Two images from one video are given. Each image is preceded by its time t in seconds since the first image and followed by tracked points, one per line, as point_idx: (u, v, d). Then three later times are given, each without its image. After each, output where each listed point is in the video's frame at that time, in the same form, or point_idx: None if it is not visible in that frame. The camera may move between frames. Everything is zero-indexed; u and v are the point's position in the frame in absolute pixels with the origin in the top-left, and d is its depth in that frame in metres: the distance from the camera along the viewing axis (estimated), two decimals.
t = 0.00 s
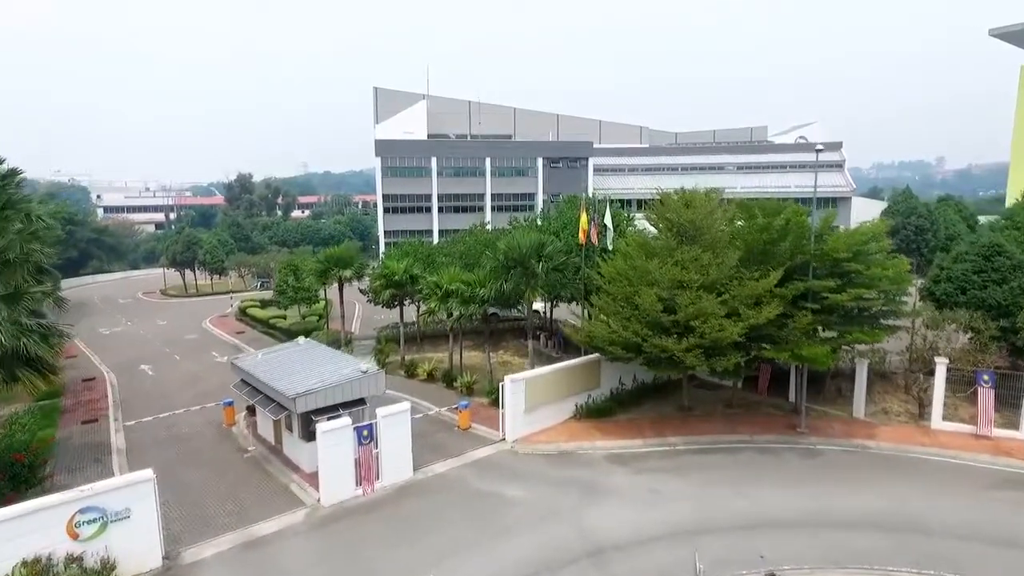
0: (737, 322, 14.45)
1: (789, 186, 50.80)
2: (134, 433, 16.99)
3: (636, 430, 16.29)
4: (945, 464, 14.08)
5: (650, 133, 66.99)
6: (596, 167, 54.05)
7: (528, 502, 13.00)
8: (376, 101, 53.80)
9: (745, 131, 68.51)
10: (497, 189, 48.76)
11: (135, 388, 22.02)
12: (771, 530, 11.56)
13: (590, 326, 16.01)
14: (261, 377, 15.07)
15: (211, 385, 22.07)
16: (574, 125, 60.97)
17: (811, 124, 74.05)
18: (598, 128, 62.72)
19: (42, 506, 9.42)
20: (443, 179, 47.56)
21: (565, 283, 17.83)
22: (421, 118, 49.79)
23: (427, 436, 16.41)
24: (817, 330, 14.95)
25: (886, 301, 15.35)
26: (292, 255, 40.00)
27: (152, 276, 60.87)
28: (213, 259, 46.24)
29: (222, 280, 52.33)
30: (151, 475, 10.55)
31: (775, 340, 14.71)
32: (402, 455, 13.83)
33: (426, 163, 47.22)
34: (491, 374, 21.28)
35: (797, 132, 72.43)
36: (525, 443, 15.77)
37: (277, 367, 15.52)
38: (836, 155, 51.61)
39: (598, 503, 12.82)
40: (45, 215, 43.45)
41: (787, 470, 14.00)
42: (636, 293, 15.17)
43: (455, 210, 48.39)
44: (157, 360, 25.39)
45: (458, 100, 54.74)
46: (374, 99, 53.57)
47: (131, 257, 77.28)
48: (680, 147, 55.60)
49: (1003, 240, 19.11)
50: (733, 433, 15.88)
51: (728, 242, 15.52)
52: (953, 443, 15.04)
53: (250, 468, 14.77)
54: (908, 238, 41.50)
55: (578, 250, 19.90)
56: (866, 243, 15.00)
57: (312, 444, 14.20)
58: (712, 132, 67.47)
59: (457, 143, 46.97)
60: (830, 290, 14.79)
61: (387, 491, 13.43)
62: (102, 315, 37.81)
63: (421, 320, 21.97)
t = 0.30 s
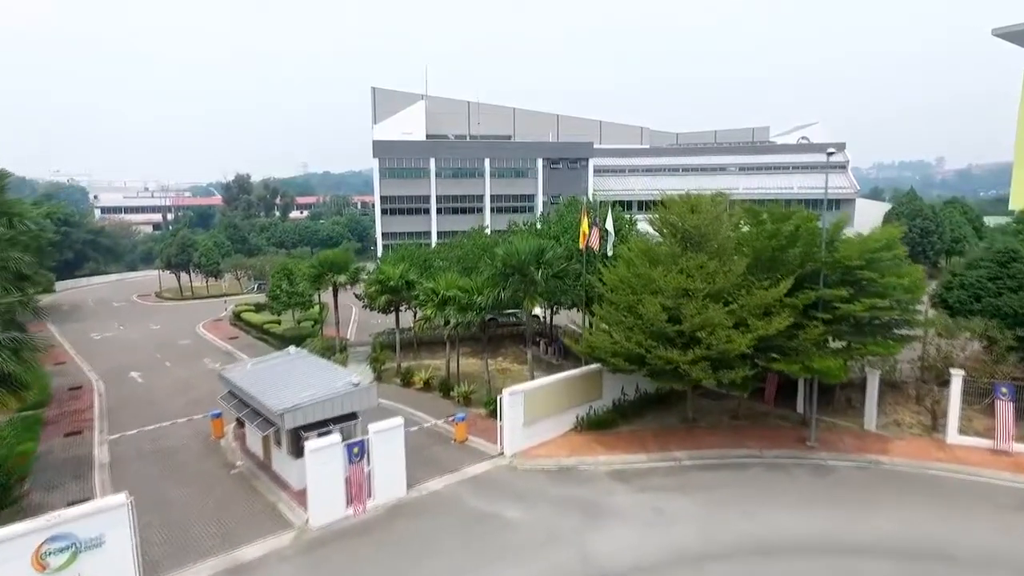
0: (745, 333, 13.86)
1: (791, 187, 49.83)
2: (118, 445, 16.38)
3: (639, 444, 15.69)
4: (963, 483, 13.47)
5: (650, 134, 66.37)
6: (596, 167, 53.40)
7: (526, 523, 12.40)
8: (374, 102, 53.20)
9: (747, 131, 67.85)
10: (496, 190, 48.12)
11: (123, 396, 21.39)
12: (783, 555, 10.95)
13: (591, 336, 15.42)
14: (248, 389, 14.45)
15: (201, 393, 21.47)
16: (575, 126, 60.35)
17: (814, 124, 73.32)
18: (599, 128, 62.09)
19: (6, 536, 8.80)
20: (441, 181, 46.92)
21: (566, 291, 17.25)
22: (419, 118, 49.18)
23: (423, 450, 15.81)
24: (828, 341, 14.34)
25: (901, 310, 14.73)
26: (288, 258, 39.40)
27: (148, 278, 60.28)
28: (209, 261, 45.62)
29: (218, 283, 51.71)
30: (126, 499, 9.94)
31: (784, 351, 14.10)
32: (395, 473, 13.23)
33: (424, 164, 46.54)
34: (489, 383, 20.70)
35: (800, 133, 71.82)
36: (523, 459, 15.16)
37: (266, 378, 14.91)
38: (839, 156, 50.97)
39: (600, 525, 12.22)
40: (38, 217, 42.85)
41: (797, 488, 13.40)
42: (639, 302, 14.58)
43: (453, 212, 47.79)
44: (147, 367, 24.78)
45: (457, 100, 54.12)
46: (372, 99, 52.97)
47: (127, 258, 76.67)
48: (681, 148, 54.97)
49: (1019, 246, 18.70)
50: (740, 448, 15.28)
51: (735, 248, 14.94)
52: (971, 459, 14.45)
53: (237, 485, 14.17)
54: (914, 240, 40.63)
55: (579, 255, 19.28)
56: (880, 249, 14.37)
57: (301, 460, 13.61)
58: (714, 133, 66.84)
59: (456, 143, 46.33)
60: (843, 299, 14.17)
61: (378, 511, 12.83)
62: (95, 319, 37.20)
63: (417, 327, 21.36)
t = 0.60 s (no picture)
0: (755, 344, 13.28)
1: (794, 187, 49.20)
2: (103, 458, 15.80)
3: (642, 457, 15.12)
4: (982, 500, 12.90)
5: (651, 134, 65.78)
6: (597, 168, 52.81)
7: (525, 542, 11.85)
8: (372, 102, 52.62)
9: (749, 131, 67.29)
10: (495, 191, 47.55)
11: (112, 404, 20.81)
12: None
13: (594, 345, 14.85)
14: (235, 401, 13.84)
15: (191, 401, 20.91)
16: (575, 126, 59.80)
17: (816, 125, 72.72)
18: (600, 128, 61.52)
19: None
20: (440, 182, 46.32)
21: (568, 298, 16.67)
22: (418, 118, 48.62)
23: (418, 463, 15.24)
24: (840, 351, 13.78)
25: (916, 319, 14.14)
26: (285, 260, 38.85)
27: (143, 279, 59.61)
28: (204, 263, 45.02)
29: (214, 285, 51.12)
30: (100, 524, 9.38)
31: (795, 362, 13.53)
32: (388, 490, 12.64)
33: (423, 164, 45.92)
34: (487, 391, 20.15)
35: (802, 132, 71.23)
36: (522, 473, 14.59)
37: (255, 389, 14.33)
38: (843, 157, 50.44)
39: (603, 545, 11.66)
40: (31, 219, 42.24)
41: (809, 505, 12.84)
42: (643, 311, 14.02)
43: (452, 213, 47.22)
44: (137, 374, 24.22)
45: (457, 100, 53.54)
46: (370, 99, 52.40)
47: (124, 259, 76.14)
48: (683, 148, 54.40)
49: None
50: (747, 462, 14.71)
51: (742, 254, 14.38)
52: (988, 475, 13.88)
53: (224, 502, 13.61)
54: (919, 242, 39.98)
55: (580, 260, 18.75)
56: (894, 255, 13.80)
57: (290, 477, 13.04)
58: (715, 134, 66.31)
59: (454, 144, 45.75)
60: (855, 307, 13.61)
61: (370, 530, 12.25)
62: (87, 323, 36.63)
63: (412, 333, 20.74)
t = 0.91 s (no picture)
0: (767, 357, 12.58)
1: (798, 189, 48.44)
2: (81, 475, 15.07)
3: (647, 475, 14.40)
4: (1009, 523, 12.17)
5: (653, 134, 65.08)
6: (598, 169, 52.10)
7: (524, 569, 11.13)
8: (370, 102, 51.91)
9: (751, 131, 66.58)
10: (495, 192, 46.81)
11: (96, 414, 20.07)
12: None
13: (597, 357, 14.15)
14: (218, 417, 13.13)
15: (178, 412, 20.19)
16: (576, 126, 59.10)
17: (818, 125, 71.97)
18: (601, 128, 60.77)
19: None
20: (438, 183, 45.59)
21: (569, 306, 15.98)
22: (417, 118, 47.94)
23: (411, 481, 14.52)
24: (856, 365, 13.07)
25: (937, 330, 13.42)
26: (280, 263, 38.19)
27: (139, 281, 58.89)
28: (199, 266, 44.30)
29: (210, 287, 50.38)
30: (65, 557, 8.67)
31: (809, 377, 12.81)
32: (378, 513, 11.93)
33: (421, 165, 45.18)
34: (485, 402, 19.43)
35: (805, 132, 70.55)
36: (521, 492, 13.88)
37: (240, 404, 13.63)
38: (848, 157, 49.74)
39: (607, 573, 10.94)
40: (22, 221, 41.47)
41: (825, 528, 12.11)
42: (649, 321, 13.32)
43: (450, 215, 46.48)
44: (124, 382, 23.49)
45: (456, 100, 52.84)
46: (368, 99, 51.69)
47: (120, 261, 75.40)
48: (685, 149, 53.69)
49: None
50: (758, 480, 13.99)
51: (752, 262, 13.69)
52: (1013, 495, 13.15)
53: (206, 523, 12.89)
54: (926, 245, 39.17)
55: (582, 267, 18.06)
56: (914, 264, 13.09)
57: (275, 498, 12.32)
58: (717, 134, 65.60)
59: (453, 144, 45.05)
60: (873, 318, 12.89)
61: (359, 556, 11.53)
62: (78, 327, 35.89)
63: (408, 341, 20.01)
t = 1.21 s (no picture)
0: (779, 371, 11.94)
1: (801, 190, 47.86)
2: (60, 491, 14.43)
3: (652, 492, 13.77)
4: None
5: (654, 134, 64.45)
6: (598, 170, 51.47)
7: None
8: (368, 101, 51.26)
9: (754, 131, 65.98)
10: (494, 193, 46.14)
11: (81, 424, 19.42)
12: None
13: (600, 370, 13.52)
14: (202, 432, 12.47)
15: (166, 422, 19.55)
16: (576, 126, 58.48)
17: (820, 125, 71.37)
18: (601, 128, 60.18)
19: None
20: (437, 183, 44.92)
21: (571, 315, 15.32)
22: (415, 118, 47.27)
23: (406, 498, 13.87)
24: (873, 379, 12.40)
25: (958, 341, 12.74)
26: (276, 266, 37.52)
27: (134, 283, 58.25)
28: (193, 268, 43.64)
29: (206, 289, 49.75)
30: None
31: (824, 392, 12.14)
32: (368, 538, 11.28)
33: (419, 166, 44.48)
34: (484, 412, 18.77)
35: (807, 132, 70.02)
36: (520, 510, 13.24)
37: (225, 419, 12.96)
38: (852, 158, 49.20)
39: None
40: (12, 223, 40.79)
41: (842, 551, 11.47)
42: (655, 332, 12.69)
43: (449, 216, 45.82)
44: (112, 390, 22.85)
45: (455, 100, 52.18)
46: (366, 99, 51.04)
47: (116, 262, 74.77)
48: (687, 149, 53.05)
49: None
50: (768, 498, 13.34)
51: (762, 270, 13.06)
52: None
53: (188, 545, 12.24)
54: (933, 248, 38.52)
55: (584, 274, 17.41)
56: (933, 272, 12.45)
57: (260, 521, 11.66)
58: (719, 134, 65.04)
59: (451, 145, 44.37)
60: (891, 330, 12.23)
61: None
62: (69, 332, 35.24)
63: (403, 350, 19.34)
